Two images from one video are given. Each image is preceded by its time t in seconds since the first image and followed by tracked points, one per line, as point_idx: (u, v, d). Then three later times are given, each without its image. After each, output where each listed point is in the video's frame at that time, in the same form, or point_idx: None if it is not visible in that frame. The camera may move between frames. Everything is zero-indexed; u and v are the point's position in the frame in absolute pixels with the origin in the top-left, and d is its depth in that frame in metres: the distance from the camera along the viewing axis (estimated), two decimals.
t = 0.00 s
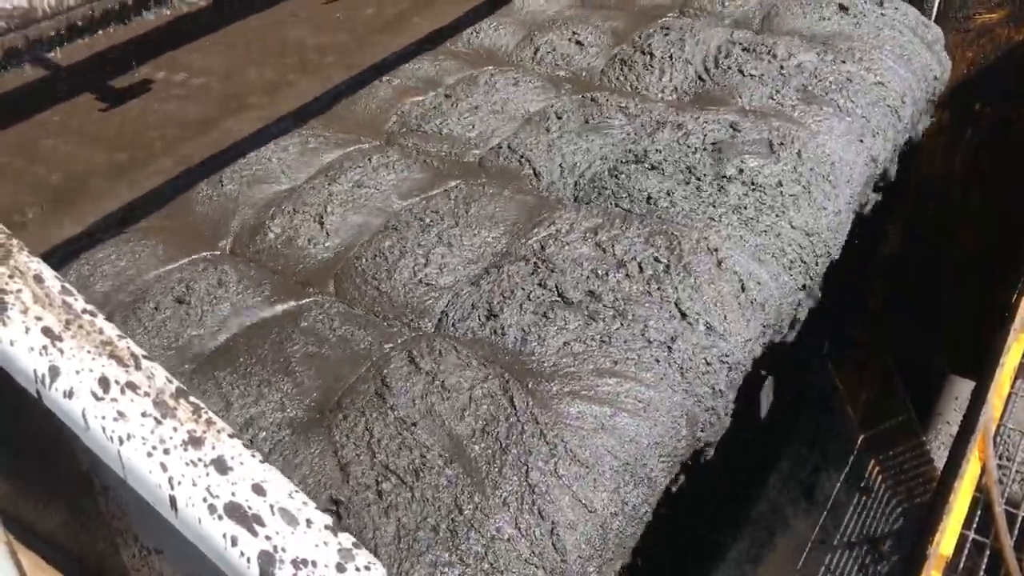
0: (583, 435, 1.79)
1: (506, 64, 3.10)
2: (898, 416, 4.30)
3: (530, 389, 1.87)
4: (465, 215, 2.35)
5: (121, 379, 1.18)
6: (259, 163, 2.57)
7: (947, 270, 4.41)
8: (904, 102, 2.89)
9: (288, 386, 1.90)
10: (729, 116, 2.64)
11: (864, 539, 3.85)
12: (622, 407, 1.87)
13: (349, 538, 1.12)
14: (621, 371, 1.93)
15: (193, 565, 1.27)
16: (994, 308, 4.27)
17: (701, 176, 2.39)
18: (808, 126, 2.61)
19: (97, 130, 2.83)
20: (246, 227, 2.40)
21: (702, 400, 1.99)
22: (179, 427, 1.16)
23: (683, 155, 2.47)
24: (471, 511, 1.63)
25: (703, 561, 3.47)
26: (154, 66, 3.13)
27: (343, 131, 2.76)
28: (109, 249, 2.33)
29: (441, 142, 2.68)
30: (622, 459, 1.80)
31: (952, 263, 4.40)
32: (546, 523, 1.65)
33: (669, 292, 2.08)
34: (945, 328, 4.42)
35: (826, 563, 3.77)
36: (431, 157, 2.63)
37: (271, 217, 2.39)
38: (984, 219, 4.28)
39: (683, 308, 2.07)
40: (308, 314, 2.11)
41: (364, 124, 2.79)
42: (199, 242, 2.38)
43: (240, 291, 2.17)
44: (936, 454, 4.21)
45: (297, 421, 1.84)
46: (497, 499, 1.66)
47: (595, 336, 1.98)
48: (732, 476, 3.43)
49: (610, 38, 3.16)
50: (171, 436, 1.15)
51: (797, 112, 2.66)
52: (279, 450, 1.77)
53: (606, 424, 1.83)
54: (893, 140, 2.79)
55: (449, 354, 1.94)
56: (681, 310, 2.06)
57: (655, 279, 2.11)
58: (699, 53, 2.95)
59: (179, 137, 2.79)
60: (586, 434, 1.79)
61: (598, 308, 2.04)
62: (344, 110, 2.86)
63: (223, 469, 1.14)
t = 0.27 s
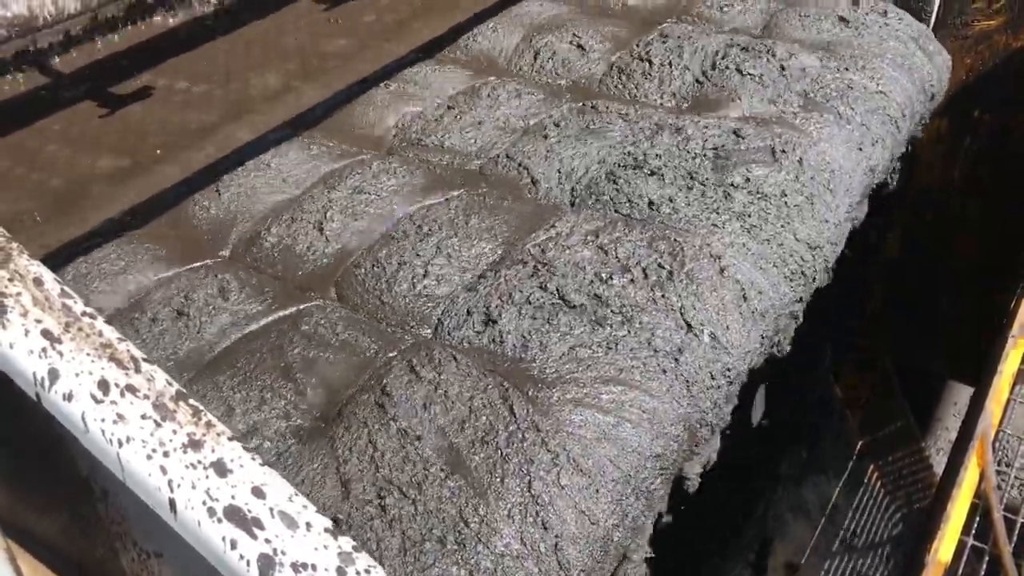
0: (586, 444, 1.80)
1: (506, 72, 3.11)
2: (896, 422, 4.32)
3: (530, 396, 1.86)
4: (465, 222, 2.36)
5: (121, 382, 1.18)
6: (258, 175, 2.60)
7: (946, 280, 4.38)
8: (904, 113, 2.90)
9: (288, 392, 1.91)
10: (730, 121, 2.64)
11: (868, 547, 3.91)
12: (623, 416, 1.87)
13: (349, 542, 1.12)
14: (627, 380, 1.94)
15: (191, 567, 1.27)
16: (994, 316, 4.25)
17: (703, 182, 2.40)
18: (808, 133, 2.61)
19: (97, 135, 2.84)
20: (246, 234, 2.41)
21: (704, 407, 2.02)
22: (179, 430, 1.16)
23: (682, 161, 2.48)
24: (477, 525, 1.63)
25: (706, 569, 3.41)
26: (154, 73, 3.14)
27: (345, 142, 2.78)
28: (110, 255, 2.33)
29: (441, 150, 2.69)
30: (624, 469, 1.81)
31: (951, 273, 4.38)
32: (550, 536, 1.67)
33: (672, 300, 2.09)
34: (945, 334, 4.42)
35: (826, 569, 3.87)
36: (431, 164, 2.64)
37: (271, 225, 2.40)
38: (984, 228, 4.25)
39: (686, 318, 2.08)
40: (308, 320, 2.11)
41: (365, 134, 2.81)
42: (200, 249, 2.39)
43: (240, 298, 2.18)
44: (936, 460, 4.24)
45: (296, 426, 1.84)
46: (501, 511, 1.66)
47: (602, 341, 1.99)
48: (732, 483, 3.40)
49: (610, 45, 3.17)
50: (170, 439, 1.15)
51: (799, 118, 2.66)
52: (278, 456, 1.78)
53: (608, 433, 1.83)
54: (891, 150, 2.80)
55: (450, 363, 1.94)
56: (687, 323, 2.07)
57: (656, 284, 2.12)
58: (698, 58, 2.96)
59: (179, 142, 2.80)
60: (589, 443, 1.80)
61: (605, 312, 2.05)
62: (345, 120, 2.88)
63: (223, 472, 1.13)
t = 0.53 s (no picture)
0: (587, 454, 1.79)
1: (505, 72, 3.10)
2: (895, 426, 4.29)
3: (531, 401, 1.85)
4: (464, 226, 2.35)
5: (116, 386, 1.18)
6: (256, 175, 2.58)
7: (946, 280, 4.36)
8: (904, 122, 2.90)
9: (284, 395, 1.90)
10: (730, 125, 2.65)
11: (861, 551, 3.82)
12: (623, 424, 1.87)
13: (345, 548, 1.11)
14: (631, 388, 1.93)
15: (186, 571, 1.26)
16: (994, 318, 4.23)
17: (704, 186, 2.40)
18: (809, 137, 2.61)
19: (94, 139, 2.84)
20: (243, 236, 2.40)
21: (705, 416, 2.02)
22: (175, 434, 1.15)
23: (682, 165, 2.47)
24: (485, 543, 1.61)
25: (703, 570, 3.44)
26: (151, 76, 3.14)
27: (343, 142, 2.76)
28: (106, 258, 2.33)
29: (439, 152, 2.68)
30: (626, 481, 1.81)
31: (951, 273, 4.35)
32: (552, 549, 1.66)
33: (675, 306, 2.08)
34: (944, 335, 4.37)
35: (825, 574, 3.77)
36: (429, 166, 2.63)
37: (268, 228, 2.39)
38: (984, 228, 4.25)
39: (688, 322, 2.07)
40: (306, 324, 2.10)
41: (362, 134, 2.79)
42: (196, 251, 2.38)
43: (235, 300, 2.17)
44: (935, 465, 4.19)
45: (293, 430, 1.83)
46: (502, 525, 1.64)
47: (606, 347, 1.98)
48: (730, 486, 3.41)
49: (608, 46, 3.16)
50: (166, 443, 1.14)
51: (799, 122, 2.66)
52: (274, 460, 1.77)
53: (610, 443, 1.83)
54: (891, 157, 2.80)
55: (450, 367, 1.92)
56: (689, 328, 2.07)
57: (659, 288, 2.11)
58: (698, 65, 2.96)
59: (177, 146, 2.80)
60: (591, 453, 1.79)
61: (608, 318, 2.04)
62: (343, 120, 2.86)
63: (218, 477, 1.13)
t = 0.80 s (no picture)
0: (588, 464, 1.78)
1: (500, 74, 3.10)
2: (892, 427, 4.27)
3: (530, 410, 1.85)
4: (460, 231, 2.35)
5: (111, 396, 1.18)
6: (251, 179, 2.57)
7: (943, 280, 4.43)
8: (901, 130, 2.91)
9: (279, 401, 1.90)
10: (728, 129, 2.65)
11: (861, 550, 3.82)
12: (619, 430, 1.86)
13: (340, 557, 1.11)
14: (631, 397, 1.92)
15: None
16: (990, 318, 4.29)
17: (702, 191, 2.40)
18: (806, 141, 2.62)
19: (90, 144, 2.83)
20: (239, 240, 2.39)
21: (702, 426, 2.01)
22: (170, 444, 1.15)
23: (680, 169, 2.48)
24: (489, 559, 1.61)
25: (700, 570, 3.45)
26: (147, 80, 3.13)
27: (339, 145, 2.76)
28: (102, 263, 2.33)
29: (434, 156, 2.68)
30: (625, 491, 1.80)
31: (948, 274, 4.43)
32: (553, 562, 1.66)
33: (677, 315, 2.08)
34: (940, 336, 4.41)
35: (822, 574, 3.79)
36: (425, 170, 2.63)
37: (262, 232, 2.38)
38: (980, 229, 4.35)
39: (688, 328, 2.08)
40: (302, 331, 2.10)
41: (357, 138, 2.79)
42: (192, 252, 2.36)
43: (230, 306, 2.17)
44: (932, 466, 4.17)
45: (289, 436, 1.83)
46: (505, 544, 1.63)
47: (608, 355, 1.98)
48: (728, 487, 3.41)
49: (603, 50, 3.16)
50: (161, 453, 1.14)
51: (795, 126, 2.66)
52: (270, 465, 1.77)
53: (611, 453, 1.82)
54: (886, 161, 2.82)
55: (448, 374, 1.93)
56: (688, 334, 2.07)
57: (658, 295, 2.11)
58: (692, 67, 2.96)
59: (172, 151, 2.80)
60: (591, 463, 1.78)
61: (610, 326, 2.04)
62: (338, 123, 2.86)
63: (213, 487, 1.13)
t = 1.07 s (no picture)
0: (582, 468, 1.78)
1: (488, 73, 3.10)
2: (883, 424, 4.34)
3: (523, 412, 1.86)
4: (450, 232, 2.35)
5: (96, 400, 1.17)
6: (238, 180, 2.56)
7: (935, 278, 4.44)
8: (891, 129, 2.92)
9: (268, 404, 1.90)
10: (719, 127, 2.65)
11: (855, 545, 3.80)
12: (611, 433, 1.86)
13: (327, 560, 1.12)
14: (626, 399, 1.93)
15: None
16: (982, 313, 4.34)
17: (694, 191, 2.40)
18: (797, 138, 2.62)
19: (77, 146, 2.82)
20: (227, 241, 2.38)
21: (696, 431, 2.02)
22: (156, 448, 1.15)
23: (671, 169, 2.48)
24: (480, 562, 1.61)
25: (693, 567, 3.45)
26: (134, 82, 3.12)
27: (327, 144, 2.75)
28: (88, 265, 2.31)
29: (422, 156, 2.68)
30: (619, 496, 1.79)
31: (940, 272, 4.42)
32: (548, 569, 1.65)
33: (671, 317, 2.09)
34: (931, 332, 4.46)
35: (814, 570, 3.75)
36: (414, 170, 2.63)
37: (250, 236, 2.38)
38: (970, 226, 4.36)
39: (681, 330, 2.08)
40: (292, 333, 2.10)
41: (345, 137, 2.78)
42: (179, 256, 2.35)
43: (217, 310, 2.16)
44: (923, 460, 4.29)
45: (279, 441, 1.82)
46: (500, 550, 1.63)
47: (605, 357, 1.98)
48: (720, 482, 3.40)
49: (590, 51, 3.16)
50: (147, 457, 1.14)
51: (786, 123, 2.66)
52: (259, 468, 1.76)
53: (604, 456, 1.81)
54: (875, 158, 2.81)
55: (438, 382, 1.92)
56: (681, 335, 2.08)
57: (651, 297, 2.11)
58: (680, 65, 2.96)
59: (159, 153, 2.78)
60: (585, 467, 1.78)
61: (607, 328, 2.04)
62: (325, 122, 2.85)
63: (199, 490, 1.12)
